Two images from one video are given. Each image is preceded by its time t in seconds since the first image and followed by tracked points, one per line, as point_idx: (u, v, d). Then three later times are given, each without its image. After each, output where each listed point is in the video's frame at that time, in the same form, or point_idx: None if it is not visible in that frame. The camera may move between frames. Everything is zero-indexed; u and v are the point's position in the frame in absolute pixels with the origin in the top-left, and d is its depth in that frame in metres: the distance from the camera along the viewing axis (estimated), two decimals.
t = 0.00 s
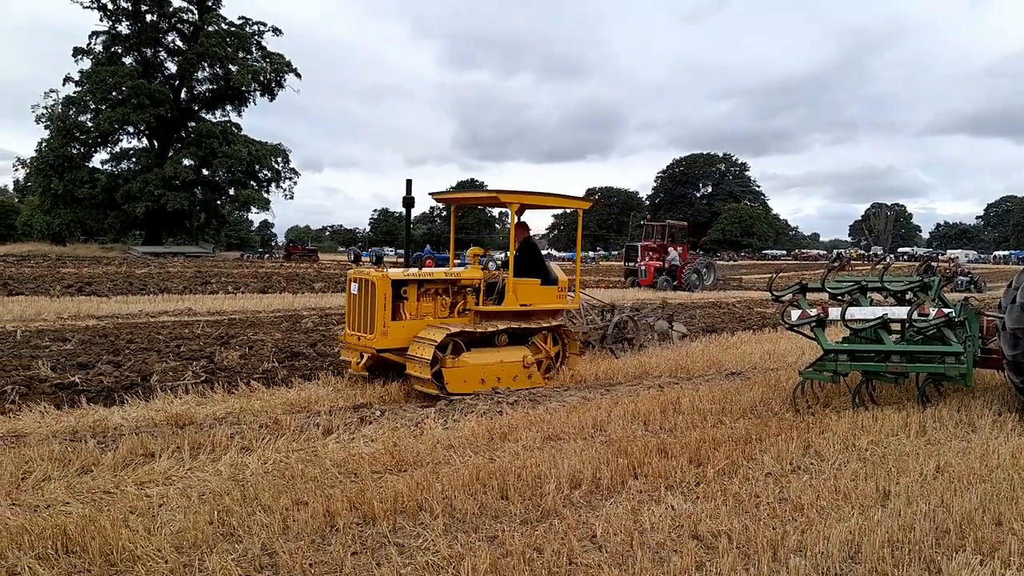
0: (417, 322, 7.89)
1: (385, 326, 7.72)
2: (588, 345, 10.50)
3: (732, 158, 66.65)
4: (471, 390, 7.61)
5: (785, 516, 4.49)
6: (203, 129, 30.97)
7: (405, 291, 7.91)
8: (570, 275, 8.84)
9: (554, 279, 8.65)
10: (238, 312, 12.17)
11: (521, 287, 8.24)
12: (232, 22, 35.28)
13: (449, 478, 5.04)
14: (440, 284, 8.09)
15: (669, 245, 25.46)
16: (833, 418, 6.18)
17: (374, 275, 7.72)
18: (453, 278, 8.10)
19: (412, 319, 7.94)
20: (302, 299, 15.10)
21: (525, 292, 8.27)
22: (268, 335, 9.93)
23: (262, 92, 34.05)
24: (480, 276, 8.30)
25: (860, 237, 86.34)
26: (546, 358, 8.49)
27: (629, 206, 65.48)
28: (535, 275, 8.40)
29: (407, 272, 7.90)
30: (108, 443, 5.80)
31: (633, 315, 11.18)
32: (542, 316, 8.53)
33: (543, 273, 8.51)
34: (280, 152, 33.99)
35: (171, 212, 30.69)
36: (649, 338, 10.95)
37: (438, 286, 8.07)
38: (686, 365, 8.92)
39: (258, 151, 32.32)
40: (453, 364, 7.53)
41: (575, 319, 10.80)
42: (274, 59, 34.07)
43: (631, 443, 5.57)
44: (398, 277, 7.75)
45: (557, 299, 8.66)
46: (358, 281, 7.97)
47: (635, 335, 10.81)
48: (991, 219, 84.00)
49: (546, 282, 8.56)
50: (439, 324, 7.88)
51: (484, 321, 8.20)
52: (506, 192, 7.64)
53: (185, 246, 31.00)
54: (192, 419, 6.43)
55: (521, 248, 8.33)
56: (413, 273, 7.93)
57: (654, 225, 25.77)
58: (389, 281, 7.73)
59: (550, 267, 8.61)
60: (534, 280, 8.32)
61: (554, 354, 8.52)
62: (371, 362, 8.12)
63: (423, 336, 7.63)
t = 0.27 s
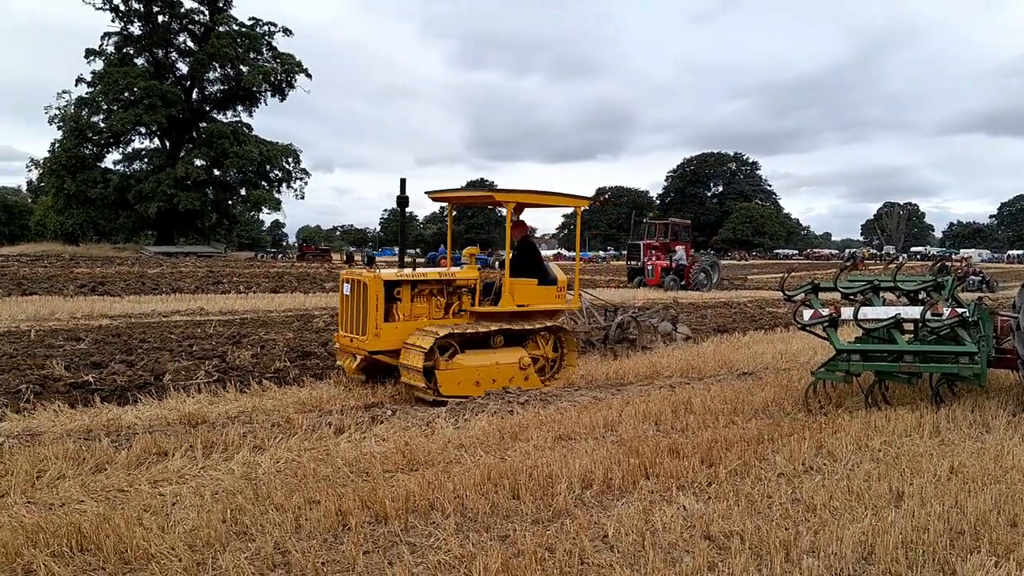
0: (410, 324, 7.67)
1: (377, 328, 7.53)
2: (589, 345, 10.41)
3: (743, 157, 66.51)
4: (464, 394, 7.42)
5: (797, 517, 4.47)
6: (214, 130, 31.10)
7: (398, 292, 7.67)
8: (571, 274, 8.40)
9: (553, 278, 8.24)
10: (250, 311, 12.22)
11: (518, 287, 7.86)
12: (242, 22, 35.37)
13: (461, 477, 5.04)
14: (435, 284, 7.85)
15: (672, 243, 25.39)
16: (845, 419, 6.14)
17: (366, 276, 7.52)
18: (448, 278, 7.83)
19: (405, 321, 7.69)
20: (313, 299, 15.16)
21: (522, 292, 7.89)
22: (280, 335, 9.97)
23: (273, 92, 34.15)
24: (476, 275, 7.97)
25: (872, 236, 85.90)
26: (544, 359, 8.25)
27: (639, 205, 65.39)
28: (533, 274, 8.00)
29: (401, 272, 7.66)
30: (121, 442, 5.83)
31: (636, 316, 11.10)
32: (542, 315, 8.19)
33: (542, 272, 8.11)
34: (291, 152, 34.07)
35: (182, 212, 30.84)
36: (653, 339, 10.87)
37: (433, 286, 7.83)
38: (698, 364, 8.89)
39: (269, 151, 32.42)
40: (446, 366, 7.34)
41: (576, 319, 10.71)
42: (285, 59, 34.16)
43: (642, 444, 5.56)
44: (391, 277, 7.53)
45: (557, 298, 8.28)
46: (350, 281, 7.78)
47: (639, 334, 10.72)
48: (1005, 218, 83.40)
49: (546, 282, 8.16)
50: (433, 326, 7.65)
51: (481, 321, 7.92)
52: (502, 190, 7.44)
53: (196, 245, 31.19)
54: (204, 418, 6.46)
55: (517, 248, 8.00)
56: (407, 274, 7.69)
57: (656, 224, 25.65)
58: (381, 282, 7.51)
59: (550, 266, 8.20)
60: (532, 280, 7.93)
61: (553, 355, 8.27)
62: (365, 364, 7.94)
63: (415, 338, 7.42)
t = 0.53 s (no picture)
0: (406, 326, 7.53)
1: (371, 329, 7.36)
2: (592, 347, 10.35)
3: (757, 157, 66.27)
4: (460, 397, 7.33)
5: (812, 518, 4.45)
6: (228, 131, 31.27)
7: (394, 293, 7.53)
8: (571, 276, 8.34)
9: (554, 279, 8.18)
10: (263, 312, 12.28)
11: (517, 290, 7.80)
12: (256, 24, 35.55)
13: (473, 478, 5.05)
14: (431, 285, 7.71)
15: (676, 243, 25.23)
16: (860, 421, 6.10)
17: (361, 276, 7.36)
18: (445, 279, 7.71)
19: (401, 322, 7.55)
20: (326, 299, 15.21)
21: (520, 293, 7.83)
22: (293, 335, 10.02)
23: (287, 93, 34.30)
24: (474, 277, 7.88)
25: (886, 237, 85.29)
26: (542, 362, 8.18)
27: (651, 206, 65.24)
28: (532, 276, 7.94)
29: (396, 273, 7.52)
30: (137, 442, 5.87)
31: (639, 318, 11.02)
32: (541, 318, 8.14)
33: (541, 274, 8.05)
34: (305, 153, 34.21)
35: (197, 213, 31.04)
36: (658, 341, 10.79)
37: (429, 287, 7.69)
38: (711, 366, 8.86)
39: (283, 152, 32.55)
40: (442, 369, 7.26)
41: (578, 320, 10.63)
42: (298, 61, 34.31)
43: (655, 445, 5.54)
44: (386, 278, 7.38)
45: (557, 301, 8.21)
46: (344, 281, 7.61)
47: (642, 336, 10.66)
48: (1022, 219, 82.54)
49: (545, 283, 8.10)
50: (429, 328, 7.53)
51: (478, 323, 7.83)
52: (503, 190, 7.36)
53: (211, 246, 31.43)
54: (219, 418, 6.50)
55: (518, 249, 7.95)
56: (403, 274, 7.56)
57: (660, 223, 25.45)
58: (376, 282, 7.35)
59: (550, 268, 8.14)
60: (531, 282, 7.87)
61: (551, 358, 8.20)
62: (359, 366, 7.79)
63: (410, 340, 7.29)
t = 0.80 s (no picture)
0: (398, 326, 7.42)
1: (363, 329, 7.26)
2: (592, 347, 10.26)
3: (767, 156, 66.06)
4: (451, 398, 7.22)
5: (823, 518, 4.44)
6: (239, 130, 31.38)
7: (386, 292, 7.43)
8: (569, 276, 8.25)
9: (552, 279, 8.08)
10: (274, 310, 12.33)
11: (511, 289, 7.70)
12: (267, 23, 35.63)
13: (483, 476, 5.06)
14: (425, 285, 7.61)
15: (678, 241, 25.19)
16: (871, 421, 6.08)
17: (352, 276, 7.26)
18: (439, 279, 7.61)
19: (393, 322, 7.44)
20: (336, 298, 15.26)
21: (516, 293, 7.73)
22: (303, 333, 10.05)
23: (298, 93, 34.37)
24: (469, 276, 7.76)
25: (898, 236, 84.82)
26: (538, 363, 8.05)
27: (661, 205, 65.11)
28: (528, 276, 7.85)
29: (389, 272, 7.43)
30: (149, 439, 5.90)
31: (640, 318, 10.91)
32: (537, 319, 8.02)
33: (538, 274, 7.95)
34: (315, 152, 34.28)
35: (208, 212, 31.18)
36: (661, 342, 10.70)
37: (422, 287, 7.59)
38: (721, 365, 8.83)
39: (294, 151, 32.63)
40: (433, 370, 7.14)
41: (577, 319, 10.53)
42: (309, 60, 34.37)
43: (665, 444, 5.53)
44: (378, 277, 7.29)
45: (554, 301, 8.09)
46: (336, 281, 7.52)
47: (644, 336, 10.56)
48: None
49: (543, 283, 7.99)
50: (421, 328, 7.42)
51: (473, 324, 7.72)
52: (498, 188, 7.20)
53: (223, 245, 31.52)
54: (230, 415, 6.54)
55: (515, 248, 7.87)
56: (395, 274, 7.45)
57: (662, 220, 25.37)
58: (367, 282, 7.25)
59: (548, 267, 8.03)
60: (527, 282, 7.76)
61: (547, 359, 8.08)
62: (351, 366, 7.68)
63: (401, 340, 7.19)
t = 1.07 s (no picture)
0: (392, 326, 7.33)
1: (356, 329, 7.16)
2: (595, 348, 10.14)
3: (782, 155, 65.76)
4: (446, 399, 7.11)
5: (837, 519, 4.42)
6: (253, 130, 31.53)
7: (381, 292, 7.33)
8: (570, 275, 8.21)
9: (551, 279, 8.04)
10: (288, 309, 12.39)
11: (509, 289, 7.64)
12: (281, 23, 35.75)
13: (496, 475, 5.06)
14: (421, 284, 7.52)
15: (682, 240, 25.18)
16: (886, 421, 6.04)
17: (346, 275, 7.15)
18: (435, 278, 7.53)
19: (388, 322, 7.34)
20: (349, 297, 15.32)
21: (513, 293, 7.67)
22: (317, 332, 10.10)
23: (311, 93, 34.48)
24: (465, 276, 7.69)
25: (914, 235, 84.18)
26: (536, 364, 7.96)
27: (674, 204, 64.93)
28: (525, 276, 7.81)
29: (383, 271, 7.32)
30: (164, 437, 5.94)
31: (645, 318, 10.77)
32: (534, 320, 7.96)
33: (536, 274, 7.91)
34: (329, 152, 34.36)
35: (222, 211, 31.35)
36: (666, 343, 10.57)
37: (418, 286, 7.50)
38: (734, 365, 8.80)
39: (307, 151, 32.74)
40: (427, 371, 7.06)
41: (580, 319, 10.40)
42: (322, 60, 34.45)
43: (678, 444, 5.52)
44: (372, 276, 7.18)
45: (551, 302, 8.02)
46: (329, 280, 7.41)
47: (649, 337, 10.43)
48: None
49: (542, 282, 7.95)
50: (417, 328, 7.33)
51: (469, 324, 7.65)
52: (495, 186, 7.21)
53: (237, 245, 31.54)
54: (244, 413, 6.58)
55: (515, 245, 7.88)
56: (390, 273, 7.35)
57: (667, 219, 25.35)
58: (362, 281, 7.14)
59: (547, 267, 8.00)
60: (525, 281, 7.70)
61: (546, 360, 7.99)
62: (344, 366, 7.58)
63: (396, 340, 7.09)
